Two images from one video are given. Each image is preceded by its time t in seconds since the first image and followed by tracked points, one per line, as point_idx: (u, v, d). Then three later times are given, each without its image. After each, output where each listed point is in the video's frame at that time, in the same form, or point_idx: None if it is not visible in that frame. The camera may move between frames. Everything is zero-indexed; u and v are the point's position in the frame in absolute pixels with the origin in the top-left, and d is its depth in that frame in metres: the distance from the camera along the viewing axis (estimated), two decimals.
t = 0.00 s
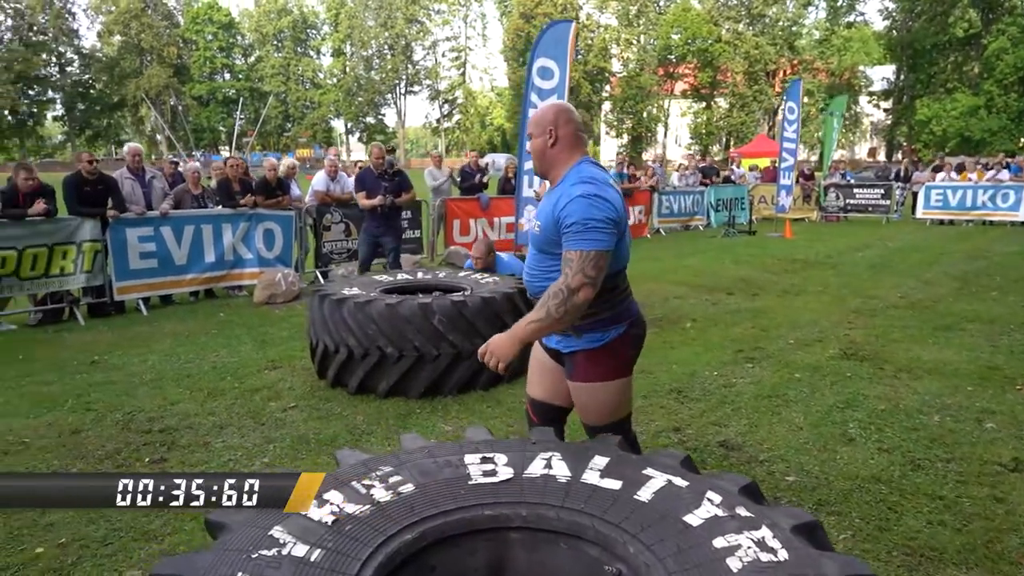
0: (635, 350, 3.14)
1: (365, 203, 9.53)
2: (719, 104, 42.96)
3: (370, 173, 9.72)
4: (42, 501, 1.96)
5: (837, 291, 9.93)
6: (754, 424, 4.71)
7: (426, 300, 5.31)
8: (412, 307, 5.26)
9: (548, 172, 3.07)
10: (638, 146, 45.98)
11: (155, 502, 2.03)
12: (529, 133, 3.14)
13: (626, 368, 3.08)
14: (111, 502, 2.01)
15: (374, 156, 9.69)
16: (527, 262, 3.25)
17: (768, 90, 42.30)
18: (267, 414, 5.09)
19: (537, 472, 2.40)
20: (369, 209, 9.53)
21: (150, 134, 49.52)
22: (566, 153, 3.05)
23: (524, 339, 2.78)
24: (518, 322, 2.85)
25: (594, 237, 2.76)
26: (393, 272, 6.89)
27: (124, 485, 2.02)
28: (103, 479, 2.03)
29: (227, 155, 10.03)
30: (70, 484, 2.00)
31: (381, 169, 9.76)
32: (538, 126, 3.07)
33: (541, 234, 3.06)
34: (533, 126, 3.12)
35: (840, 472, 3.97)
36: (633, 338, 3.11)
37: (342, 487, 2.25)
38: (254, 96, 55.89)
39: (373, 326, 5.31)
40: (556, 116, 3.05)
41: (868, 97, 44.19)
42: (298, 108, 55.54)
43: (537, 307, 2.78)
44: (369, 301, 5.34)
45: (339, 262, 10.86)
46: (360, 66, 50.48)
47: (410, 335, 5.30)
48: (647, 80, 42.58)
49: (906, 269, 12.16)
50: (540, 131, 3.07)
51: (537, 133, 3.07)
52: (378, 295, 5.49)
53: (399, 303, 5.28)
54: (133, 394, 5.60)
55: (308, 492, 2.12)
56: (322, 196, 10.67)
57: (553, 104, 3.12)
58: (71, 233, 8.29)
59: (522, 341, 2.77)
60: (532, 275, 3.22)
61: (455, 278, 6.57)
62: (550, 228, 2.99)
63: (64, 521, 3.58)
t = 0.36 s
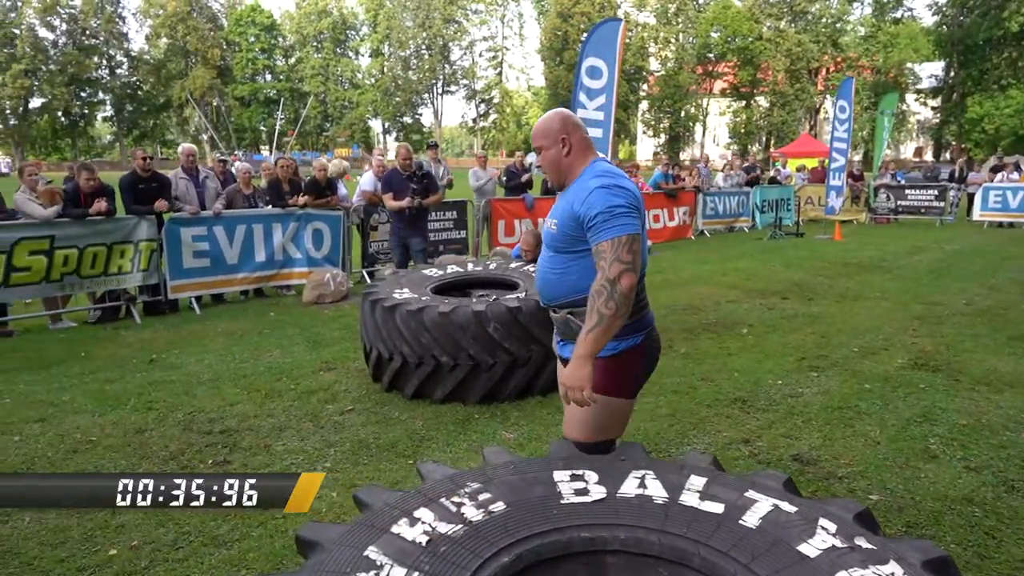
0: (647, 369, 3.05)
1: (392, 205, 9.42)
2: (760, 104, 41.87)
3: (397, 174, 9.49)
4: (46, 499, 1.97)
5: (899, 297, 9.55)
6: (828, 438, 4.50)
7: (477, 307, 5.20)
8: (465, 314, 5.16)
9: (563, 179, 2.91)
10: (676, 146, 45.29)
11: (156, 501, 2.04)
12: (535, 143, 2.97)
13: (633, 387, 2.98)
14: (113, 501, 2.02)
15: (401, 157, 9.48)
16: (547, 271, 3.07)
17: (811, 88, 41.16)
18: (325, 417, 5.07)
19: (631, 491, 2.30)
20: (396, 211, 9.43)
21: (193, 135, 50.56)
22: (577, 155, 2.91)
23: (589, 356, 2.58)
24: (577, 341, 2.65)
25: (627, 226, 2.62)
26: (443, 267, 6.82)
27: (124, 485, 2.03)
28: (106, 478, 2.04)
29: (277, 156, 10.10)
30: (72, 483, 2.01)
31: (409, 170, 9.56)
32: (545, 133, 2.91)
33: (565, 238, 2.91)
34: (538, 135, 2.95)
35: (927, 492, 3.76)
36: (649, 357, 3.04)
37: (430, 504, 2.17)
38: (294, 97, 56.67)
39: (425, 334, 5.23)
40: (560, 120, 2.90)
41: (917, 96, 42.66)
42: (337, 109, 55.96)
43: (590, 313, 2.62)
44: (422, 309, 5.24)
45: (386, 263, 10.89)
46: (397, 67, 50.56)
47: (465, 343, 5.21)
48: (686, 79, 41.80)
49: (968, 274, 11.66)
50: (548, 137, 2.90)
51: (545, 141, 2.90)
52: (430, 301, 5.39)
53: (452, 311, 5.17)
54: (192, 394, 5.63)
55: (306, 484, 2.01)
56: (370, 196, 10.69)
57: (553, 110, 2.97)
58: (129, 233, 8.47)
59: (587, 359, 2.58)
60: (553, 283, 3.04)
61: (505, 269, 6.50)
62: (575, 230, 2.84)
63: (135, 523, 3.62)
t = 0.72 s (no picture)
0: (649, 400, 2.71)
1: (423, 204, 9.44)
2: (800, 102, 40.82)
3: (429, 173, 9.51)
4: (33, 501, 1.70)
5: (961, 302, 9.14)
6: (906, 451, 4.26)
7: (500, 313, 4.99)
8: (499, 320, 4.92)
9: (573, 186, 2.61)
10: (713, 146, 44.53)
11: (156, 503, 1.74)
12: (541, 143, 2.67)
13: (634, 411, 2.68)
14: (109, 502, 1.74)
15: (432, 155, 9.46)
16: (543, 285, 2.71)
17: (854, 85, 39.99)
18: (377, 420, 4.99)
19: (726, 512, 2.15)
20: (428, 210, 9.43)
21: (234, 136, 51.66)
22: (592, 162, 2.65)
23: (606, 384, 2.31)
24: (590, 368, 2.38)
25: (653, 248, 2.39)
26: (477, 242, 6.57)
27: (124, 484, 1.75)
28: (104, 477, 1.77)
29: (323, 154, 10.14)
30: (53, 483, 1.72)
31: (439, 167, 9.52)
32: (556, 132, 2.61)
33: (571, 252, 2.57)
34: (547, 133, 2.64)
35: (1022, 514, 3.51)
36: (655, 379, 2.71)
37: (515, 524, 2.08)
38: (331, 97, 57.30)
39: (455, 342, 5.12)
40: (572, 120, 2.62)
41: (967, 93, 41.12)
42: (372, 109, 56.26)
43: (612, 340, 2.35)
44: (457, 317, 5.12)
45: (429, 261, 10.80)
46: (432, 67, 50.56)
47: (507, 351, 5.02)
48: (724, 78, 41.07)
49: None
50: (560, 136, 2.61)
51: (557, 140, 2.61)
52: (464, 306, 5.24)
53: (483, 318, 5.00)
54: (243, 393, 5.61)
55: (307, 487, 1.67)
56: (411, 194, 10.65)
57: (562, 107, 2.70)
58: (178, 231, 8.55)
59: (603, 391, 2.31)
60: (552, 300, 2.67)
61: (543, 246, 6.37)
62: (586, 246, 2.53)
63: (192, 527, 3.57)
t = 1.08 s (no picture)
0: (669, 415, 2.46)
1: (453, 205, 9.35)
2: (837, 101, 39.74)
3: (460, 174, 9.42)
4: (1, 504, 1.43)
5: None
6: (996, 473, 4.00)
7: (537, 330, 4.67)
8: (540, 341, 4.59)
9: (586, 183, 2.31)
10: (747, 146, 43.69)
11: (156, 503, 1.53)
12: (556, 128, 2.33)
13: (655, 432, 2.42)
14: (104, 505, 1.51)
15: (462, 156, 9.29)
16: (547, 291, 2.44)
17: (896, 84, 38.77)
18: (429, 429, 4.86)
19: (846, 552, 1.95)
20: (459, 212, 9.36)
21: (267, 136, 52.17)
22: (613, 154, 2.33)
23: (583, 415, 2.02)
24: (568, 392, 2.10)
25: (667, 266, 2.05)
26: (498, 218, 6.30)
27: (123, 484, 1.52)
28: (99, 475, 1.54)
29: (364, 156, 10.18)
30: (32, 483, 1.46)
31: (468, 167, 9.36)
32: (574, 119, 2.28)
33: (579, 260, 2.28)
34: (561, 117, 2.31)
35: None
36: (665, 404, 2.42)
37: (616, 561, 1.93)
38: (362, 98, 57.53)
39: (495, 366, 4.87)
40: (592, 103, 2.27)
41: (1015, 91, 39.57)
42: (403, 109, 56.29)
43: (597, 362, 2.05)
44: (489, 340, 4.84)
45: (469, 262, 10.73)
46: (463, 67, 50.38)
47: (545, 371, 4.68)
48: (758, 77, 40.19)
49: None
50: (580, 122, 2.28)
51: (576, 128, 2.28)
52: (493, 324, 4.95)
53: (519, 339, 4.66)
54: (292, 398, 5.53)
55: (310, 487, 1.49)
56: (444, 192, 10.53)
57: (582, 86, 2.36)
58: (221, 232, 8.53)
59: (578, 424, 2.02)
60: (557, 309, 2.40)
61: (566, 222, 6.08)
62: (597, 255, 2.23)
63: (248, 540, 3.48)
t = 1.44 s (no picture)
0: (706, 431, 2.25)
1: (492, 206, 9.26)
2: (883, 101, 38.57)
3: (497, 173, 9.32)
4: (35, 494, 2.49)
5: None
6: None
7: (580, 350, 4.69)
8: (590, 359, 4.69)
9: (618, 194, 2.07)
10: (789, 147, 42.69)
11: (154, 500, 2.49)
12: (577, 134, 2.07)
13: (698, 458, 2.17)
14: (117, 500, 2.50)
15: (501, 155, 9.23)
16: (573, 318, 2.12)
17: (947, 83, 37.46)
18: (489, 435, 4.80)
19: None
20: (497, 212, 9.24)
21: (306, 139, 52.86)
22: (642, 161, 2.10)
23: (657, 452, 1.82)
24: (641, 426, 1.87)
25: (731, 280, 1.91)
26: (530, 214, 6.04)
27: (126, 485, 2.50)
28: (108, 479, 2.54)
29: (413, 158, 10.19)
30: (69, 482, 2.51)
31: (507, 167, 9.31)
32: (604, 122, 2.03)
33: (622, 279, 2.00)
34: (587, 121, 2.05)
35: None
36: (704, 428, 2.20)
37: None
38: (399, 100, 57.89)
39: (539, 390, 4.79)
40: (620, 105, 2.05)
41: None
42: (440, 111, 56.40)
43: (674, 390, 1.87)
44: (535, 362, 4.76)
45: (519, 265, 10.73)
46: (500, 69, 50.32)
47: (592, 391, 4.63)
48: (801, 76, 39.21)
49: None
50: (610, 126, 2.03)
51: (605, 133, 2.03)
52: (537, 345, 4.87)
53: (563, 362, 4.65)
54: (350, 401, 5.53)
55: (293, 488, 2.49)
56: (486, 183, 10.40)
57: (595, 88, 2.12)
58: (274, 234, 8.63)
59: (660, 464, 1.83)
60: (591, 337, 2.08)
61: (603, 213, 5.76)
62: (645, 272, 1.98)
63: (321, 545, 3.46)
